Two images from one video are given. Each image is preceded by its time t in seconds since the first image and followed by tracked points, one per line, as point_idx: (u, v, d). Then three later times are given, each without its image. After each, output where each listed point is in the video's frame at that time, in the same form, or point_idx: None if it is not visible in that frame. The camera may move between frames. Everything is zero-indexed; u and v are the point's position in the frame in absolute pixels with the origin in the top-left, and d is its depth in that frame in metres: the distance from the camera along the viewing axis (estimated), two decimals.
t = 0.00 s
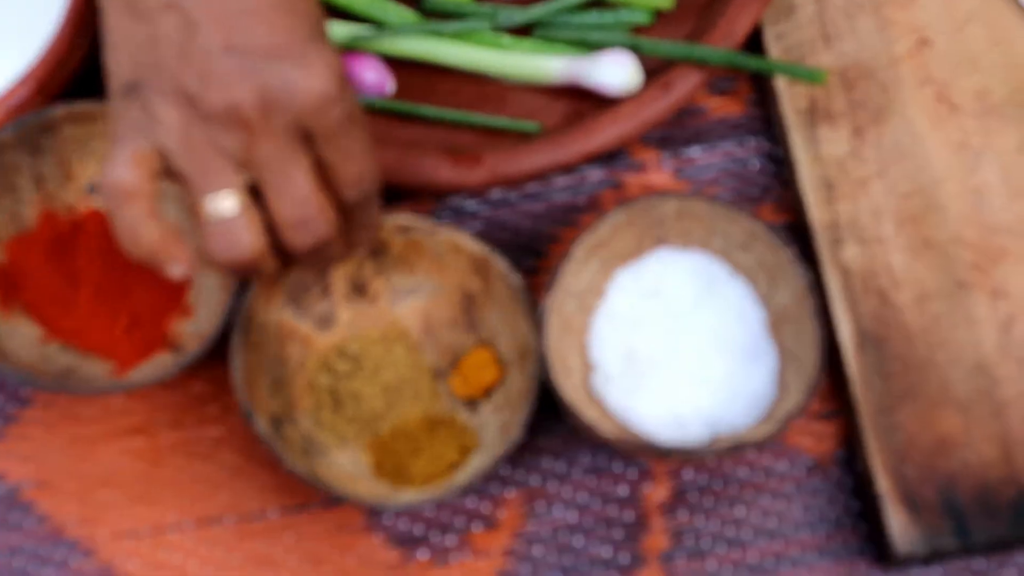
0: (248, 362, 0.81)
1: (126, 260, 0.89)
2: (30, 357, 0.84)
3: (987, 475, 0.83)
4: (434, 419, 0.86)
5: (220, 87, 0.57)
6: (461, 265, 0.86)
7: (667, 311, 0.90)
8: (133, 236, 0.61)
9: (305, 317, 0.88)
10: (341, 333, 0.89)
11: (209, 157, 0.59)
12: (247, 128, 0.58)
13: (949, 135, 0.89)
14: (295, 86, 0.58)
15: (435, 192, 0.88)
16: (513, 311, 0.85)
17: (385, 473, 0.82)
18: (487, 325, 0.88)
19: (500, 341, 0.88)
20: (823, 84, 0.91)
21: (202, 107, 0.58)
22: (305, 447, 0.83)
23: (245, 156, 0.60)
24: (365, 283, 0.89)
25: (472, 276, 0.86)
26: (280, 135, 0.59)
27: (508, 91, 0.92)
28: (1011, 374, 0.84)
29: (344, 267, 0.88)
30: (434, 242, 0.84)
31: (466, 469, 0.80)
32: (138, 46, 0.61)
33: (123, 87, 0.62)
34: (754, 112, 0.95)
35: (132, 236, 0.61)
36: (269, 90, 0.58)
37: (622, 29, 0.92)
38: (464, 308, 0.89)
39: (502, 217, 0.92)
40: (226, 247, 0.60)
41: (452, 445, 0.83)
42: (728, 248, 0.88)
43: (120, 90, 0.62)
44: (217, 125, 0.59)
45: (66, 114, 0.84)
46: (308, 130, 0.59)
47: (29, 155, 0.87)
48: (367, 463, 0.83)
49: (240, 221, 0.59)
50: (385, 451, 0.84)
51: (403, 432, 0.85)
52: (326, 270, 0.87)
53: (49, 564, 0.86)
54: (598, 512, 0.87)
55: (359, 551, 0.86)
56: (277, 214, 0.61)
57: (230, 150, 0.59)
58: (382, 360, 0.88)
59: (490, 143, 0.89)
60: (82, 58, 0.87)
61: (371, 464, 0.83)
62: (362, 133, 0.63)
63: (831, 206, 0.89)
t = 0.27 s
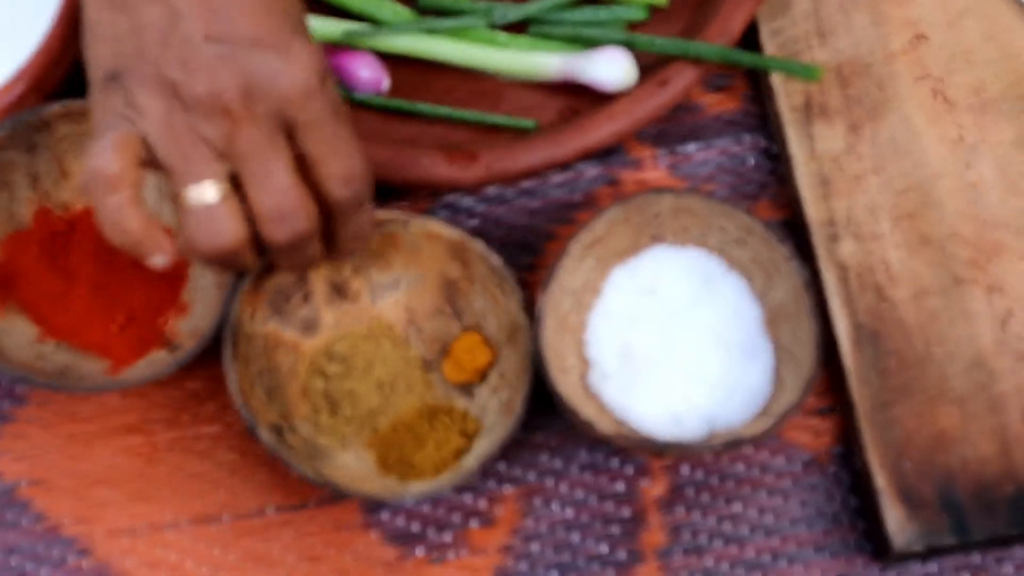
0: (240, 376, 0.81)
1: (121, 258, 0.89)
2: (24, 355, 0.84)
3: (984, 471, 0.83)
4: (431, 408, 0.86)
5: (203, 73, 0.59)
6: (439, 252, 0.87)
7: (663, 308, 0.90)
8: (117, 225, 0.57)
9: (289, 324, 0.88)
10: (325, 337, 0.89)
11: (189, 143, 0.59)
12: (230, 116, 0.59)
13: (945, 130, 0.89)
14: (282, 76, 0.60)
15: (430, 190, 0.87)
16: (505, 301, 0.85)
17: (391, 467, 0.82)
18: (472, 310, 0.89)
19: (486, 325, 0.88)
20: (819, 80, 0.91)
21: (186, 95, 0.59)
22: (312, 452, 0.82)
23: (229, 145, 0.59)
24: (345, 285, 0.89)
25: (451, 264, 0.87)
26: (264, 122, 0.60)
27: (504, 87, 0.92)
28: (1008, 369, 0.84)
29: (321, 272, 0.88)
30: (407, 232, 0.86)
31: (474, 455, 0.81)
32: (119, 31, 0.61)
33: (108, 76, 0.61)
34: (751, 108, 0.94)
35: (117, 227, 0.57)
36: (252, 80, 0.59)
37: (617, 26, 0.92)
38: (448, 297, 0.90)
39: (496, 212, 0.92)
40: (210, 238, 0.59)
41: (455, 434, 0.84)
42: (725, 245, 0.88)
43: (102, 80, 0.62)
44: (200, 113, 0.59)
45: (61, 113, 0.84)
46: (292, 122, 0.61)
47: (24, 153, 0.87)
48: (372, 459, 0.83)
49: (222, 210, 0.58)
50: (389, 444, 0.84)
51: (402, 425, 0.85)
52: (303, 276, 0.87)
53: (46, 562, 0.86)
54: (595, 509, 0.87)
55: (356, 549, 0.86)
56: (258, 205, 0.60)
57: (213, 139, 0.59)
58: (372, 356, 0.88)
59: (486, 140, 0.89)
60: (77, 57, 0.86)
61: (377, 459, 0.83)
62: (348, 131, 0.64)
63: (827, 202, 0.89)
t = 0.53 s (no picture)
0: (239, 372, 0.78)
1: (119, 259, 0.89)
2: (20, 356, 0.83)
3: (984, 471, 0.82)
4: (428, 404, 0.87)
5: (200, 63, 0.62)
6: (438, 248, 0.86)
7: (661, 308, 0.90)
8: (120, 220, 0.60)
9: (288, 319, 0.88)
10: (323, 333, 0.90)
11: (189, 132, 0.63)
12: (228, 104, 0.63)
13: (943, 129, 0.89)
14: (276, 60, 0.63)
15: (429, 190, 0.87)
16: (503, 298, 0.83)
17: (388, 463, 0.82)
18: (469, 308, 0.89)
19: (484, 324, 0.88)
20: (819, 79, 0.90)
21: (181, 84, 0.63)
22: (307, 444, 0.81)
23: (228, 133, 0.63)
24: (344, 281, 0.90)
25: (451, 261, 0.87)
26: (262, 108, 0.64)
27: (502, 87, 0.92)
28: (1007, 368, 0.84)
29: (321, 268, 0.88)
30: (408, 228, 0.84)
31: (470, 447, 0.80)
32: (116, 28, 0.65)
33: (103, 69, 0.65)
34: (749, 107, 0.94)
35: (118, 219, 0.60)
36: (249, 68, 0.63)
37: (614, 26, 0.92)
38: (446, 295, 0.90)
39: (496, 215, 0.92)
40: (211, 224, 0.62)
41: (452, 428, 0.84)
42: (723, 245, 0.88)
43: (99, 72, 0.65)
44: (200, 102, 0.63)
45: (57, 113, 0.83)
46: (290, 108, 0.65)
47: (21, 154, 0.86)
48: (369, 455, 0.84)
49: (222, 196, 0.62)
50: (386, 439, 0.84)
51: (400, 420, 0.85)
52: (304, 272, 0.87)
53: (43, 563, 0.85)
54: (593, 509, 0.86)
55: (353, 550, 0.86)
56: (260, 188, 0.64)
57: (211, 127, 0.63)
58: (371, 352, 0.88)
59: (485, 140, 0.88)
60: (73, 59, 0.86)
61: (373, 456, 0.84)
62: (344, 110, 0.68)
63: (826, 202, 0.88)
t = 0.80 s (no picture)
0: (239, 369, 0.78)
1: (117, 261, 0.89)
2: (19, 358, 0.83)
3: (983, 471, 0.82)
4: (427, 395, 0.87)
5: (198, 54, 0.62)
6: (438, 241, 0.86)
7: (660, 310, 0.90)
8: (116, 207, 0.60)
9: (288, 310, 0.88)
10: (323, 323, 0.90)
11: (186, 122, 0.63)
12: (226, 94, 0.63)
13: (942, 130, 0.89)
14: (273, 51, 0.63)
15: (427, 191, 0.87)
16: (503, 292, 0.83)
17: (386, 457, 0.83)
18: (468, 299, 0.89)
19: (484, 317, 0.88)
20: (818, 80, 0.90)
21: (178, 75, 0.63)
22: (306, 437, 0.82)
23: (226, 123, 0.64)
24: (343, 272, 0.90)
25: (450, 253, 0.87)
26: (260, 99, 0.64)
27: (500, 88, 0.92)
28: (1006, 368, 0.84)
29: (321, 259, 0.88)
30: (408, 220, 0.84)
31: (469, 443, 0.81)
32: (114, 18, 0.65)
33: (102, 60, 0.65)
34: (747, 108, 0.94)
35: (114, 208, 0.60)
36: (245, 59, 0.63)
37: (613, 27, 0.92)
38: (444, 287, 0.90)
39: (495, 216, 0.92)
40: (208, 213, 0.61)
41: (450, 422, 0.84)
42: (722, 246, 0.88)
43: (97, 63, 0.65)
44: (196, 93, 0.63)
45: (55, 115, 0.83)
46: (288, 99, 0.65)
47: (19, 155, 0.86)
48: (367, 449, 0.84)
49: (219, 185, 0.62)
50: (384, 431, 0.85)
51: (398, 412, 0.86)
52: (304, 264, 0.87)
53: (42, 565, 0.85)
54: (592, 510, 0.86)
55: (352, 552, 0.86)
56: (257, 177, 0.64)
57: (208, 117, 0.64)
58: (370, 343, 0.89)
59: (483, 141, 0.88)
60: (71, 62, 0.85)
61: (371, 449, 0.84)
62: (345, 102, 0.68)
63: (825, 202, 0.88)
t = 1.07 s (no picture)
0: (241, 367, 0.78)
1: (118, 264, 0.89)
2: (19, 361, 0.83)
3: (984, 473, 0.82)
4: (428, 388, 0.87)
5: (203, 50, 0.61)
6: (436, 234, 0.86)
7: (660, 311, 0.89)
8: (117, 204, 0.59)
9: (286, 307, 0.88)
10: (321, 318, 0.90)
11: (191, 120, 0.63)
12: (232, 94, 0.62)
13: (942, 131, 0.89)
14: (279, 49, 0.62)
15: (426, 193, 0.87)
16: (502, 285, 0.83)
17: (390, 451, 0.83)
18: (467, 290, 0.89)
19: (483, 308, 0.88)
20: (818, 82, 0.90)
21: (184, 70, 0.62)
22: (309, 434, 0.82)
23: (231, 122, 0.63)
24: (341, 267, 0.89)
25: (449, 246, 0.87)
26: (266, 98, 0.63)
27: (500, 90, 0.92)
28: (1007, 370, 0.84)
29: (319, 255, 0.87)
30: (405, 213, 0.84)
31: (473, 437, 0.81)
32: (119, 9, 0.63)
33: (107, 49, 0.64)
34: (747, 109, 0.94)
35: (114, 205, 0.59)
36: (249, 55, 0.62)
37: (613, 28, 0.92)
38: (442, 278, 0.90)
39: (495, 218, 0.92)
40: (212, 213, 0.61)
41: (453, 415, 0.84)
42: (722, 246, 0.88)
43: (102, 51, 0.65)
44: (201, 89, 0.62)
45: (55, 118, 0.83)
46: (293, 96, 0.64)
47: (19, 158, 0.86)
48: (371, 443, 0.84)
49: (224, 186, 0.61)
50: (387, 425, 0.85)
51: (399, 406, 0.86)
52: (302, 260, 0.87)
53: (42, 568, 0.85)
54: (593, 512, 0.86)
55: (353, 554, 0.86)
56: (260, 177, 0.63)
57: (214, 114, 0.63)
58: (369, 337, 0.89)
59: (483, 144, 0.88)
60: (72, 64, 0.85)
61: (375, 444, 0.84)
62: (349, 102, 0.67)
63: (825, 204, 0.89)
